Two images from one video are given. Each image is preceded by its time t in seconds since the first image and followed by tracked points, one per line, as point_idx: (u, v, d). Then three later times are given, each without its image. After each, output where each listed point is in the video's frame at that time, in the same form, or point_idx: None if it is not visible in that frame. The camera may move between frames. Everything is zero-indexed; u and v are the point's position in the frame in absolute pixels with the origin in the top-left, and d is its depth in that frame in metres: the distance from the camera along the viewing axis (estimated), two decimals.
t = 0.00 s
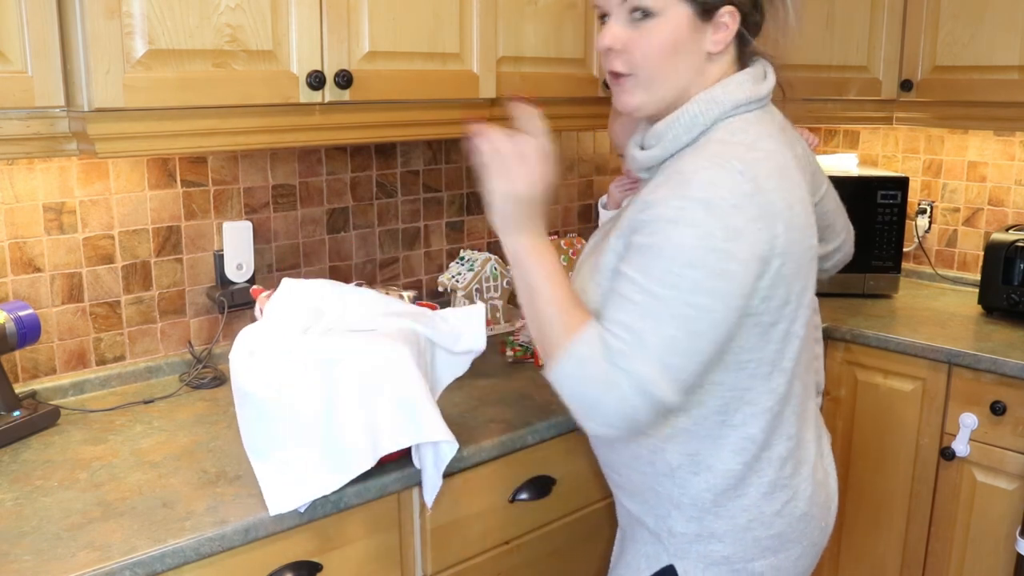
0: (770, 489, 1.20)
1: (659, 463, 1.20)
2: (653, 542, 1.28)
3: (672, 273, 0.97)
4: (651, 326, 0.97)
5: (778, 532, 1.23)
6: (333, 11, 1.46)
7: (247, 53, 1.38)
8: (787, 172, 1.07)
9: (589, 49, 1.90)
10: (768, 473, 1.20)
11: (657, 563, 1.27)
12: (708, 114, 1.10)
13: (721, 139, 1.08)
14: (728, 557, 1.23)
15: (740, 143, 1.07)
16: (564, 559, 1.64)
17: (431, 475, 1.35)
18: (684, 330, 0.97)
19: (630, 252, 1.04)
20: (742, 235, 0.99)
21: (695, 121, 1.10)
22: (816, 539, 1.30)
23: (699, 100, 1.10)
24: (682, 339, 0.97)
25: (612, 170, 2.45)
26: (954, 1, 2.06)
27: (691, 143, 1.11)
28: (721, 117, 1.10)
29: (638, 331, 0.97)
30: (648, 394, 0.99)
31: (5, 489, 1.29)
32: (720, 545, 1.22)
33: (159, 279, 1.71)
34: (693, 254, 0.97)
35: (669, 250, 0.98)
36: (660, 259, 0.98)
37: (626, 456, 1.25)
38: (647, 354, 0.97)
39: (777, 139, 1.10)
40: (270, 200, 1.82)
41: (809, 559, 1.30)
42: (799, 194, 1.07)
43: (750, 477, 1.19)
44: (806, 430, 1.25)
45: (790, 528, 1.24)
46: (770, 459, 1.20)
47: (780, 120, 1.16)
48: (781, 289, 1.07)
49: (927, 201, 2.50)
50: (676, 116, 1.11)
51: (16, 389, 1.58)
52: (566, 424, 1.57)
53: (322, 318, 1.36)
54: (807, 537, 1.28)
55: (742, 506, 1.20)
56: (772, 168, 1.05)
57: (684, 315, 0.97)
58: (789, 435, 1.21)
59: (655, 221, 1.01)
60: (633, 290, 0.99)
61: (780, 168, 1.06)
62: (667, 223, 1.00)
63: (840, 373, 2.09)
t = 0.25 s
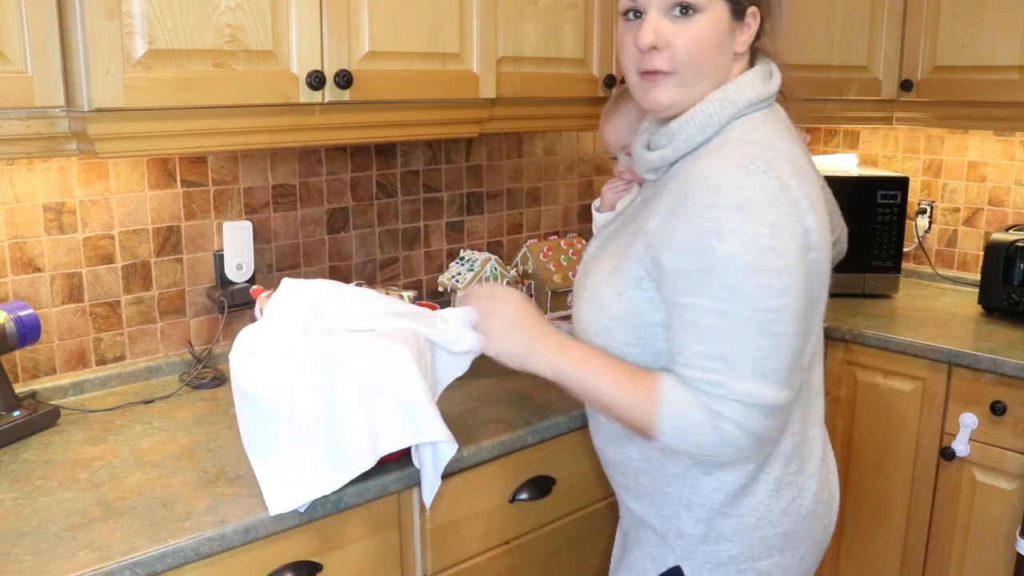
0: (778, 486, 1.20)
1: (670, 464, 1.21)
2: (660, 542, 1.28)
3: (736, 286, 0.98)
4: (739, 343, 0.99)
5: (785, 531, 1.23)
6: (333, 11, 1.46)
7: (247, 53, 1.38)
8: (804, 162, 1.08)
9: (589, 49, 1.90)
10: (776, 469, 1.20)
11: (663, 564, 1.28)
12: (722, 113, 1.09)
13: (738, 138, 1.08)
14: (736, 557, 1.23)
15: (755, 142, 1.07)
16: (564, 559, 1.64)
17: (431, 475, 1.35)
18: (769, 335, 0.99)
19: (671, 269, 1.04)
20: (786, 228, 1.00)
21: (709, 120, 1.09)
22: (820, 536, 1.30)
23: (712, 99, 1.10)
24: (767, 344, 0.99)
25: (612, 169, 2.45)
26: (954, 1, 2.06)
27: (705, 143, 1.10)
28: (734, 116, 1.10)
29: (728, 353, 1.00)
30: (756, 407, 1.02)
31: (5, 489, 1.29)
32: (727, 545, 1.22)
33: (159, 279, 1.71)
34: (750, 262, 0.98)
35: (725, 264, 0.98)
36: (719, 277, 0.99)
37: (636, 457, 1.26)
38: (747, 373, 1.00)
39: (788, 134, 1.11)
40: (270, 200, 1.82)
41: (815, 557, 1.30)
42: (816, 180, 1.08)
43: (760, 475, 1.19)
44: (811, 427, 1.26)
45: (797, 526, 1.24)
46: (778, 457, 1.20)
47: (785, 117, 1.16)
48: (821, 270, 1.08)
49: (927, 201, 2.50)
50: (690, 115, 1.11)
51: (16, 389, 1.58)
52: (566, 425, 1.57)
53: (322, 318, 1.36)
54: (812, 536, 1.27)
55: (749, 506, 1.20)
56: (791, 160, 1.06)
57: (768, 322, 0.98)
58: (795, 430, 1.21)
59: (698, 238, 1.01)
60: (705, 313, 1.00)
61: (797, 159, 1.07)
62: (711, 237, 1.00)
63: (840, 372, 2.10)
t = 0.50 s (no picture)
0: (790, 485, 1.21)
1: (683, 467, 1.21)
2: (671, 545, 1.28)
3: (759, 294, 0.98)
4: (757, 351, 0.99)
5: (796, 530, 1.23)
6: (333, 12, 1.46)
7: (247, 54, 1.38)
8: (819, 170, 1.09)
9: (590, 49, 1.90)
10: (788, 470, 1.20)
11: (674, 565, 1.27)
12: (738, 119, 1.09)
13: (756, 145, 1.08)
14: (748, 558, 1.22)
15: (772, 148, 1.07)
16: (564, 559, 1.64)
17: (431, 475, 1.35)
18: (787, 344, 0.99)
19: (692, 277, 1.03)
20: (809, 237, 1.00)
21: (725, 127, 1.10)
22: (828, 535, 1.30)
23: (727, 105, 1.10)
24: (784, 353, 0.99)
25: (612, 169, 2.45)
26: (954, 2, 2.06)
27: (721, 148, 1.11)
28: (749, 122, 1.10)
29: (744, 361, 0.99)
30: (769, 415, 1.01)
31: (5, 489, 1.29)
32: (740, 547, 1.22)
33: (159, 279, 1.71)
34: (775, 270, 0.98)
35: (749, 271, 0.98)
36: (742, 284, 0.98)
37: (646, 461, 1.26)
38: (761, 381, 1.00)
39: (802, 140, 1.12)
40: (270, 200, 1.82)
41: (822, 555, 1.31)
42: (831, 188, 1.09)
43: (772, 476, 1.19)
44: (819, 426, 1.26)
45: (807, 525, 1.24)
46: (789, 457, 1.20)
47: (796, 121, 1.17)
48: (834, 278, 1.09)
49: (927, 201, 2.50)
50: (704, 122, 1.11)
51: (16, 389, 1.58)
52: (566, 425, 1.57)
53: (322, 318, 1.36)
54: (821, 533, 1.28)
55: (762, 507, 1.20)
56: (809, 167, 1.07)
57: (787, 331, 0.98)
58: (805, 431, 1.22)
59: (720, 245, 1.01)
60: (726, 320, 0.99)
61: (814, 167, 1.08)
62: (736, 244, 1.00)
63: (840, 372, 2.10)
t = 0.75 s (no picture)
0: (793, 487, 1.21)
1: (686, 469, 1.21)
2: (674, 544, 1.28)
3: (755, 305, 0.98)
4: (748, 362, 0.99)
5: (799, 531, 1.23)
6: (333, 12, 1.46)
7: (247, 53, 1.38)
8: (826, 180, 1.09)
9: (589, 49, 1.90)
10: (790, 472, 1.20)
11: (678, 564, 1.27)
12: (745, 126, 1.09)
13: (762, 153, 1.08)
14: (752, 558, 1.22)
15: (780, 157, 1.07)
16: (564, 559, 1.64)
17: (431, 475, 1.35)
18: (779, 357, 0.99)
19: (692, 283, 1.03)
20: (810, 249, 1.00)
21: (731, 134, 1.10)
22: (830, 536, 1.30)
23: (735, 112, 1.09)
24: (776, 366, 0.99)
25: (612, 169, 2.45)
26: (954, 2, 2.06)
27: (727, 155, 1.11)
28: (756, 129, 1.10)
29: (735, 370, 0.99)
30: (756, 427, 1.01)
31: (4, 489, 1.29)
32: (744, 547, 1.22)
33: (159, 279, 1.71)
34: (772, 282, 0.98)
35: (747, 282, 0.98)
36: (740, 293, 0.98)
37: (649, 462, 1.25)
38: (750, 392, 1.00)
39: (809, 149, 1.12)
40: (270, 200, 1.82)
41: (825, 555, 1.31)
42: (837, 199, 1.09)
43: (774, 477, 1.19)
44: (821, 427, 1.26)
45: (811, 525, 1.24)
46: (791, 458, 1.20)
47: (805, 128, 1.17)
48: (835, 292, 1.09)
49: (927, 201, 2.50)
50: (710, 129, 1.10)
51: (16, 389, 1.58)
52: (566, 425, 1.57)
53: (321, 318, 1.36)
54: (824, 533, 1.28)
55: (764, 508, 1.20)
56: (816, 177, 1.07)
57: (780, 344, 0.98)
58: (808, 434, 1.22)
59: (719, 253, 1.01)
60: (721, 329, 0.99)
61: (820, 178, 1.08)
62: (737, 252, 1.00)
63: (840, 373, 2.09)
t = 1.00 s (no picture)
0: (784, 489, 1.20)
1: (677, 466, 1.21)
2: (666, 542, 1.28)
3: (737, 304, 0.98)
4: (725, 360, 0.99)
5: (791, 533, 1.23)
6: (333, 12, 1.46)
7: (247, 53, 1.38)
8: (822, 185, 1.08)
9: (589, 49, 1.90)
10: (781, 474, 1.20)
11: (669, 561, 1.28)
12: (741, 128, 1.09)
13: (757, 155, 1.08)
14: (742, 558, 1.22)
15: (774, 159, 1.07)
16: (564, 558, 1.64)
17: (431, 475, 1.35)
18: (759, 358, 0.99)
19: (680, 280, 1.04)
20: (797, 252, 1.00)
21: (727, 134, 1.09)
22: (824, 540, 1.30)
23: (731, 113, 1.09)
24: (755, 366, 0.99)
25: (612, 169, 2.45)
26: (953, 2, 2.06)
27: (723, 155, 1.11)
28: (752, 131, 1.10)
29: (712, 368, 0.99)
30: (732, 426, 1.01)
31: (4, 489, 1.29)
32: (734, 546, 1.22)
33: (159, 279, 1.72)
34: (755, 282, 0.98)
35: (730, 280, 0.98)
36: (723, 291, 0.98)
37: (643, 459, 1.26)
38: (726, 390, 0.99)
39: (808, 152, 1.11)
40: (270, 200, 1.82)
41: (818, 558, 1.30)
42: (833, 205, 1.08)
43: (764, 478, 1.19)
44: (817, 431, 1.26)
45: (803, 527, 1.24)
46: (782, 460, 1.20)
47: (808, 132, 1.16)
48: (826, 298, 1.08)
49: (927, 201, 2.50)
50: (707, 128, 1.11)
51: (16, 389, 1.58)
52: (566, 425, 1.57)
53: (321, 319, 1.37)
54: (818, 536, 1.28)
55: (754, 508, 1.20)
56: (810, 181, 1.06)
57: (759, 345, 0.98)
58: (802, 437, 1.22)
59: (706, 251, 1.01)
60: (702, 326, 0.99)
61: (815, 182, 1.07)
62: (722, 250, 1.00)
63: (840, 372, 2.09)
